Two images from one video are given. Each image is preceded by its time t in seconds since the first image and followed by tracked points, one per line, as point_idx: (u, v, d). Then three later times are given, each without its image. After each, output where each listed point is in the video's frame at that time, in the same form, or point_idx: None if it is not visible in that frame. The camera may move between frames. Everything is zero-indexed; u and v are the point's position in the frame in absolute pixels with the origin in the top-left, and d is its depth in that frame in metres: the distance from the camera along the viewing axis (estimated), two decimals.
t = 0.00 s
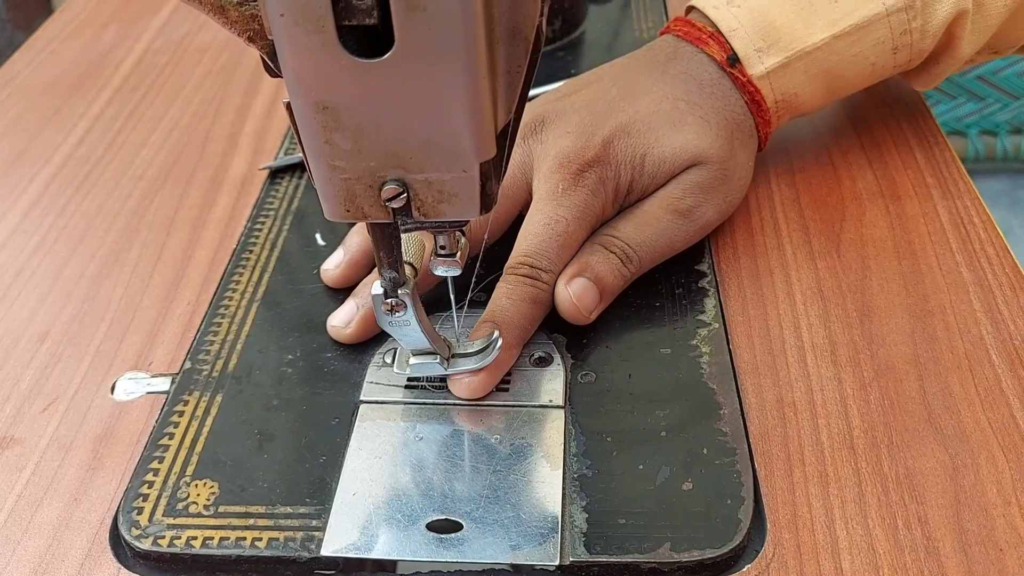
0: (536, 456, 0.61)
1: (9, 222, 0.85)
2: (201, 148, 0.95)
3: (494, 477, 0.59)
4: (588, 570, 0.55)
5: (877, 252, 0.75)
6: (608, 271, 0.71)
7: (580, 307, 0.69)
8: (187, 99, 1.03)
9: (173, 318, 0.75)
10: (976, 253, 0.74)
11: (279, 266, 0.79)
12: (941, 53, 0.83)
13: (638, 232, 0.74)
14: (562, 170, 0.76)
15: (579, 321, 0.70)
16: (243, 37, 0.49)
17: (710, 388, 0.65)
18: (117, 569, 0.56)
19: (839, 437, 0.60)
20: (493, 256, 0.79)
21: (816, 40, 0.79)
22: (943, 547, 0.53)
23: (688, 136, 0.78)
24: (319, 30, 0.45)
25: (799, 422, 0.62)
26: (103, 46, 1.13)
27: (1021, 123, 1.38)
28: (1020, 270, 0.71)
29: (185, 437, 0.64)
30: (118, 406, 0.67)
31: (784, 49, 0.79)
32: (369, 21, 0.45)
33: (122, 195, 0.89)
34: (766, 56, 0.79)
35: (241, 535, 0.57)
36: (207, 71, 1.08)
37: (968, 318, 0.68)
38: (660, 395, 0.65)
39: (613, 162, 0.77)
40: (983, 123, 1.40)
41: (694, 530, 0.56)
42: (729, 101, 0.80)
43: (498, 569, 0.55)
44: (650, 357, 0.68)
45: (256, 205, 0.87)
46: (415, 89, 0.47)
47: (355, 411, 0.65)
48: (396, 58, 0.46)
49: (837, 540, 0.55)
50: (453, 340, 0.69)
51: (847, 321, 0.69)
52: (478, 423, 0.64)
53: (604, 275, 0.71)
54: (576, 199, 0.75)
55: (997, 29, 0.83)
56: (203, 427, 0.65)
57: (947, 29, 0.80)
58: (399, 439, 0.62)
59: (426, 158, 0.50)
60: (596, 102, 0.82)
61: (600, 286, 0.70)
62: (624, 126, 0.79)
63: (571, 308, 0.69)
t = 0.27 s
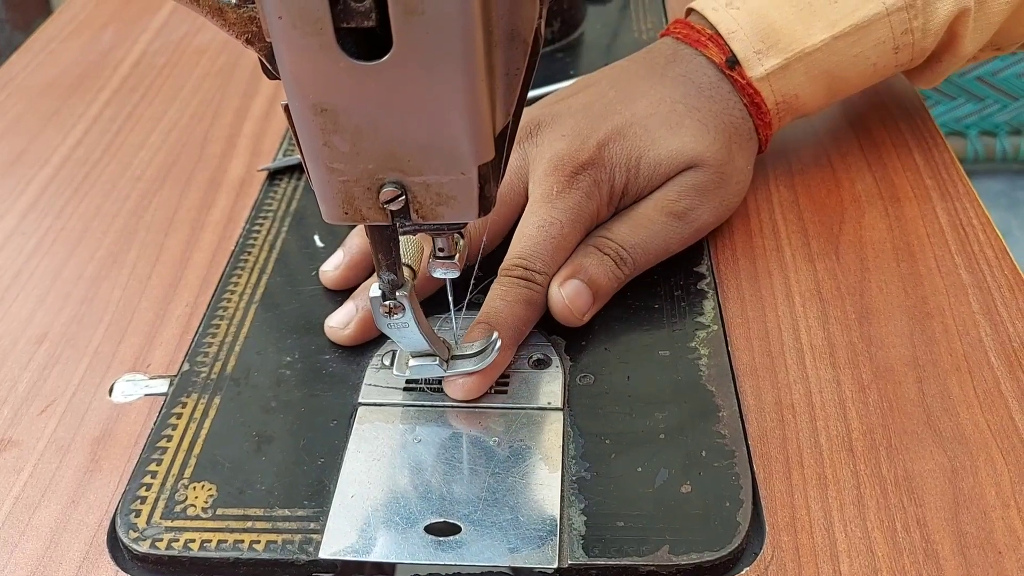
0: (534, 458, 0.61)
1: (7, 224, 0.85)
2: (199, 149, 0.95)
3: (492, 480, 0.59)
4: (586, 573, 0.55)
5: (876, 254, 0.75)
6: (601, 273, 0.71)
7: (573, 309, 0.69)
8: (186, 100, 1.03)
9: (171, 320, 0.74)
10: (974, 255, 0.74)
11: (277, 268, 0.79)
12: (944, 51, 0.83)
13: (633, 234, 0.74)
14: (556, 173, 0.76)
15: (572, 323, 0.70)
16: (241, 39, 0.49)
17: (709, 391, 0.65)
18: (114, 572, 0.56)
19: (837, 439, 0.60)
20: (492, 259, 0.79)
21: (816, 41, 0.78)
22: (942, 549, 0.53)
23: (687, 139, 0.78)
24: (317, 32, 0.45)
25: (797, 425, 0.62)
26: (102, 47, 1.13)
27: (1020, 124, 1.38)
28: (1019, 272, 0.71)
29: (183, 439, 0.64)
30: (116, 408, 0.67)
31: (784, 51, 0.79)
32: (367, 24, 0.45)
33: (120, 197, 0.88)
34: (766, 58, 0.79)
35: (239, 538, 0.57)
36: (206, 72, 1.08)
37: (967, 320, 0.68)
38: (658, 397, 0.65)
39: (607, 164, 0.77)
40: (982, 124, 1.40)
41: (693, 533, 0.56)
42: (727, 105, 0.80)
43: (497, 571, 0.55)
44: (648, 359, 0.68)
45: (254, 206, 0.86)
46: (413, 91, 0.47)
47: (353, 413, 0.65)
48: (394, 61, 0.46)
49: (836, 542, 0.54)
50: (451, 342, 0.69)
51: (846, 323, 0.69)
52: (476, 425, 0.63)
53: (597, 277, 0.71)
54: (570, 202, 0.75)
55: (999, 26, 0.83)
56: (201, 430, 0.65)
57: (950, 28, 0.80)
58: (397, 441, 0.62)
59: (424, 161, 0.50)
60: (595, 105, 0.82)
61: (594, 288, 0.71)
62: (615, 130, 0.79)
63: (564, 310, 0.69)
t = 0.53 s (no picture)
0: (532, 458, 0.61)
1: (4, 223, 0.85)
2: (197, 149, 0.95)
3: (490, 480, 0.59)
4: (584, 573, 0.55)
5: (874, 254, 0.75)
6: (594, 271, 0.72)
7: (566, 307, 0.69)
8: (183, 100, 1.03)
9: (168, 319, 0.74)
10: (972, 255, 0.74)
11: (275, 268, 0.79)
12: (942, 49, 0.83)
13: (626, 232, 0.74)
14: (548, 172, 0.77)
15: (565, 320, 0.70)
16: (238, 39, 0.49)
17: (706, 391, 0.65)
18: (112, 572, 0.56)
19: (835, 440, 0.60)
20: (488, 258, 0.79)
21: (812, 37, 0.79)
22: (939, 550, 0.53)
23: (682, 136, 0.78)
24: (314, 32, 0.45)
25: (795, 425, 0.62)
26: (100, 47, 1.13)
27: (1019, 124, 1.38)
28: (1016, 273, 0.71)
29: (180, 439, 0.64)
30: (113, 407, 0.67)
31: (779, 48, 0.79)
32: (365, 24, 0.45)
33: (118, 196, 0.88)
34: (761, 55, 0.79)
35: (236, 537, 0.57)
36: (204, 72, 1.08)
37: (964, 320, 0.68)
38: (656, 397, 0.65)
39: (600, 162, 0.77)
40: (980, 124, 1.40)
41: (690, 533, 0.56)
42: (722, 103, 0.80)
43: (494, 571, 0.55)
44: (645, 359, 0.68)
45: (252, 206, 0.86)
46: (410, 91, 0.47)
47: (351, 413, 0.65)
48: (391, 61, 0.46)
49: (833, 543, 0.54)
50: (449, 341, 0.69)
51: (844, 323, 0.69)
52: (473, 425, 0.63)
53: (590, 275, 0.71)
54: (563, 200, 0.75)
55: (996, 24, 0.83)
56: (199, 429, 0.65)
57: (947, 25, 0.80)
58: (395, 441, 0.62)
59: (421, 161, 0.50)
60: (588, 105, 0.82)
61: (587, 286, 0.71)
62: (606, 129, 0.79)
63: (557, 308, 0.69)
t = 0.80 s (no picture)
0: (531, 455, 0.61)
1: (3, 220, 0.85)
2: (196, 146, 0.95)
3: (489, 477, 0.59)
4: (583, 570, 0.55)
5: (873, 251, 0.75)
6: (592, 269, 0.71)
7: (562, 304, 0.69)
8: (183, 97, 1.03)
9: (167, 317, 0.74)
10: (972, 253, 0.74)
11: (274, 265, 0.79)
12: (942, 48, 0.83)
13: (623, 229, 0.74)
14: (547, 168, 0.77)
15: (561, 318, 0.70)
16: (237, 35, 0.49)
17: (706, 388, 0.65)
18: (110, 568, 0.56)
19: (834, 437, 0.60)
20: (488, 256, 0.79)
21: (811, 36, 0.79)
22: (938, 547, 0.53)
23: (680, 134, 0.78)
24: (313, 28, 0.45)
25: (794, 422, 0.62)
26: (99, 45, 1.13)
27: (1018, 124, 1.38)
28: (1015, 270, 0.71)
29: (179, 436, 0.64)
30: (112, 404, 0.67)
31: (779, 46, 0.79)
32: (363, 19, 0.45)
33: (117, 194, 0.88)
34: (761, 54, 0.79)
35: (235, 534, 0.57)
36: (203, 70, 1.08)
37: (964, 318, 0.68)
38: (655, 395, 0.65)
39: (598, 159, 0.77)
40: (980, 124, 1.40)
41: (689, 530, 0.56)
42: (721, 101, 0.80)
43: (493, 568, 0.55)
44: (645, 356, 0.68)
45: (251, 204, 0.86)
46: (409, 87, 0.47)
47: (350, 410, 0.65)
48: (390, 56, 0.46)
49: (833, 540, 0.54)
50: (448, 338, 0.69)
51: (843, 321, 0.69)
52: (473, 422, 0.63)
53: (588, 273, 0.71)
54: (561, 196, 0.75)
55: (996, 24, 0.83)
56: (198, 426, 0.65)
57: (946, 25, 0.80)
58: (394, 438, 0.62)
59: (420, 157, 0.50)
60: (588, 102, 0.82)
61: (584, 284, 0.71)
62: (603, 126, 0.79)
63: (554, 305, 0.69)
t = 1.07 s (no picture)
0: (533, 453, 0.61)
1: (4, 218, 0.85)
2: (197, 145, 0.95)
3: (491, 475, 0.59)
4: (585, 568, 0.55)
5: (875, 250, 0.75)
6: (592, 267, 0.71)
7: (562, 302, 0.69)
8: (184, 96, 1.03)
9: (169, 314, 0.74)
10: (974, 251, 0.74)
11: (276, 263, 0.79)
12: (945, 48, 0.83)
13: (624, 227, 0.74)
14: (548, 165, 0.76)
15: (560, 316, 0.70)
16: (240, 32, 0.49)
17: (708, 386, 0.65)
18: (111, 566, 0.56)
19: (837, 435, 0.60)
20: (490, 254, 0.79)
21: (814, 36, 0.78)
22: (941, 545, 0.53)
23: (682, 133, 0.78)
24: (316, 24, 0.45)
25: (797, 421, 0.62)
26: (99, 43, 1.13)
27: (1018, 124, 1.38)
28: (1018, 269, 0.71)
29: (180, 434, 0.64)
30: (113, 402, 0.67)
31: (782, 46, 0.79)
32: (366, 16, 0.45)
33: (118, 192, 0.88)
34: (764, 53, 0.79)
35: (236, 532, 0.57)
36: (204, 68, 1.08)
37: (966, 316, 0.68)
38: (657, 393, 0.64)
39: (599, 156, 0.77)
40: (980, 124, 1.40)
41: (692, 528, 0.56)
42: (723, 100, 0.80)
43: (495, 566, 0.55)
44: (647, 354, 0.68)
45: (252, 202, 0.86)
46: (412, 84, 0.47)
47: (351, 408, 0.65)
48: (393, 53, 0.46)
49: (836, 538, 0.54)
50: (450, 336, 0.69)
51: (845, 319, 0.69)
52: (475, 420, 0.63)
53: (588, 271, 0.71)
54: (562, 193, 0.75)
55: (999, 24, 0.83)
56: (199, 424, 0.65)
57: (949, 25, 0.80)
58: (396, 436, 0.62)
59: (423, 154, 0.50)
60: (590, 100, 0.82)
61: (584, 282, 0.71)
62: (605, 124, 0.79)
63: (553, 303, 0.69)
